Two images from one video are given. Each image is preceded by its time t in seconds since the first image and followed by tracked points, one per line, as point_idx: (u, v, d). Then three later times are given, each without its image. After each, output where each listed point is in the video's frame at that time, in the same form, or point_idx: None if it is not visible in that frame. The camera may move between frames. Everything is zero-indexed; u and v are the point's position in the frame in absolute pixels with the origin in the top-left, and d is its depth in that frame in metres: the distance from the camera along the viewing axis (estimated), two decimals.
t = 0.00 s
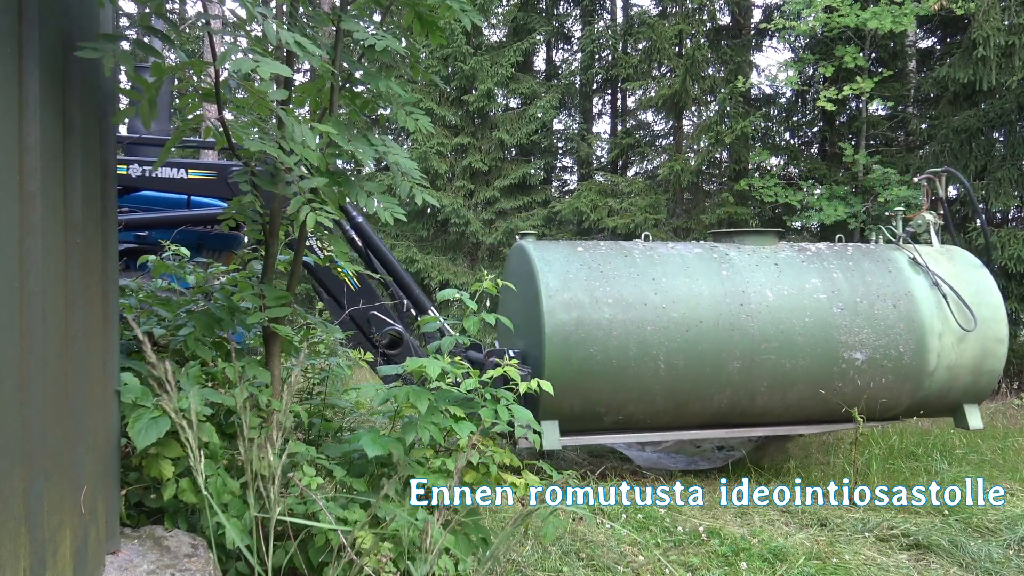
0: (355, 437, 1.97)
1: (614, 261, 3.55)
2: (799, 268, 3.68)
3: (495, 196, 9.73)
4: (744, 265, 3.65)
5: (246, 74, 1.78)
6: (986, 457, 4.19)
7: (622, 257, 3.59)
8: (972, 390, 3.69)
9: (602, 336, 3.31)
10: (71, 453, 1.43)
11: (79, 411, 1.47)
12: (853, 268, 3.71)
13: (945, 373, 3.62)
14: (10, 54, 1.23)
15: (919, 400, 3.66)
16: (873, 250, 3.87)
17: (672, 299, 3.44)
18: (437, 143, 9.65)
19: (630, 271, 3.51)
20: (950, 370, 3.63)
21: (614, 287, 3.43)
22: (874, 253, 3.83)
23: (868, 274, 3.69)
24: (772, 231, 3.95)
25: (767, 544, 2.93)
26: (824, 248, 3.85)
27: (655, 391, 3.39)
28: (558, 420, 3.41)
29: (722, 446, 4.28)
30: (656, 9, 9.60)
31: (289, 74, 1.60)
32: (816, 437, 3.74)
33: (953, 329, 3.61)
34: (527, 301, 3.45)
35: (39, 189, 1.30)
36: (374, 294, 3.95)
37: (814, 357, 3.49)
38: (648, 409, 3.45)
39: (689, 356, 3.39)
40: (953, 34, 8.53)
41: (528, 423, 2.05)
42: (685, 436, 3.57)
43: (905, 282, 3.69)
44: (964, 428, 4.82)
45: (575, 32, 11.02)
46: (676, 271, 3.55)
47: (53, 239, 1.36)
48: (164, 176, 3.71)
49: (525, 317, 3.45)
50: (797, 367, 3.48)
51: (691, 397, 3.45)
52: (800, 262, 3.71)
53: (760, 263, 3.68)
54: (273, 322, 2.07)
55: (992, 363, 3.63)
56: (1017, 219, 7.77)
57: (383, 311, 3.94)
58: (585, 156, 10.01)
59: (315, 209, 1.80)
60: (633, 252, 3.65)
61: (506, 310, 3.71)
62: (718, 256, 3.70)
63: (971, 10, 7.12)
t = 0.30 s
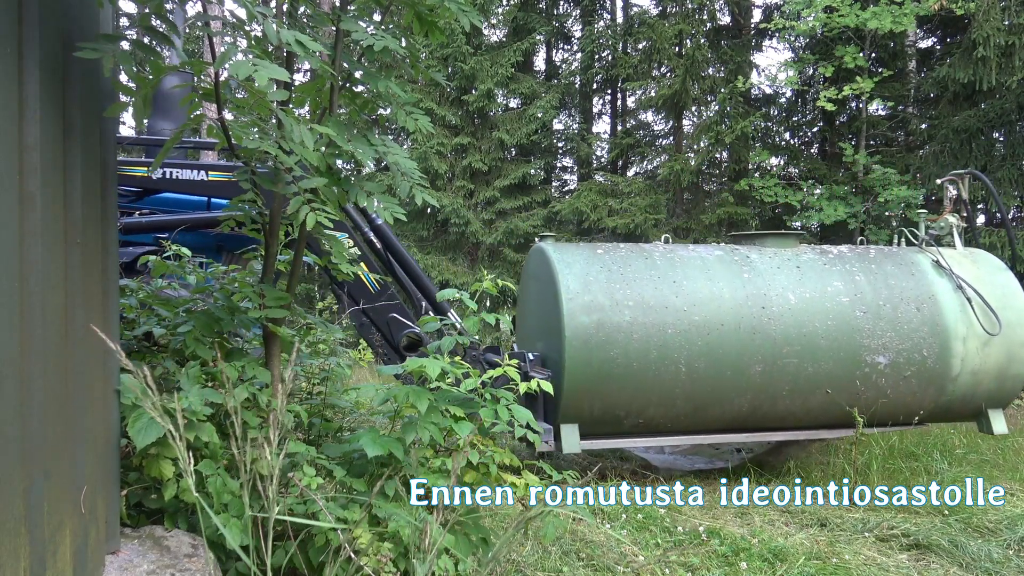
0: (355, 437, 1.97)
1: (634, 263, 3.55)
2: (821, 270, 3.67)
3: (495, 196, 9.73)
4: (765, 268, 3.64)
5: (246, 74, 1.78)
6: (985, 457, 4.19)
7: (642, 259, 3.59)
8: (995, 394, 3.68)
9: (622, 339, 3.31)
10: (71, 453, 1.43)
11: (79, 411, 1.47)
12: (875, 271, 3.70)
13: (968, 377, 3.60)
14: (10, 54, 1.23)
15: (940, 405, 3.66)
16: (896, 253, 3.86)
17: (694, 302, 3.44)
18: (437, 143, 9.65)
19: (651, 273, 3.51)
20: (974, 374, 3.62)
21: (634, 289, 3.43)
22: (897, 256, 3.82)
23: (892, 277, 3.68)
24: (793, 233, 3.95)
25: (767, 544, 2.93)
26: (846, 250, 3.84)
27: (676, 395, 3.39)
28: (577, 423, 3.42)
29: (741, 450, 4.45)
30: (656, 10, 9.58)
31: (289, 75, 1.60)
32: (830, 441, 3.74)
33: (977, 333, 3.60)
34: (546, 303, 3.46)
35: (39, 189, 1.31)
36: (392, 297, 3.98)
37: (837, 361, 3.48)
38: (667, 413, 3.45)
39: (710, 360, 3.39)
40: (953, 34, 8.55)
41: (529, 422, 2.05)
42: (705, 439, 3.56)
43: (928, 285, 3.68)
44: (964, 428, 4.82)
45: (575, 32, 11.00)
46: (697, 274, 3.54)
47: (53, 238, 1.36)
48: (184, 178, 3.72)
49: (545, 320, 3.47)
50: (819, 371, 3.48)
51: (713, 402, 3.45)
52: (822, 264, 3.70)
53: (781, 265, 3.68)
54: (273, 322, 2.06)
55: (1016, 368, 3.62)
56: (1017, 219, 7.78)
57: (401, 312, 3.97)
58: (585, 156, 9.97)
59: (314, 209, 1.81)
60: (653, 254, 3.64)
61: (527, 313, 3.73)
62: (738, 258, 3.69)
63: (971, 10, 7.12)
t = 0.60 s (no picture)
0: (355, 437, 1.97)
1: (653, 265, 3.56)
2: (842, 273, 3.67)
3: (495, 196, 9.73)
4: (786, 270, 3.64)
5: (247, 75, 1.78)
6: (986, 457, 4.19)
7: (662, 261, 3.59)
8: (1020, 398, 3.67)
9: (642, 342, 3.32)
10: (71, 453, 1.43)
11: (80, 411, 1.47)
12: (898, 274, 3.70)
13: (992, 381, 3.60)
14: (10, 54, 1.23)
15: (960, 409, 3.66)
16: (918, 255, 3.86)
17: (715, 305, 3.44)
18: (437, 143, 9.66)
19: (671, 276, 3.51)
20: (997, 378, 3.61)
21: (654, 291, 3.43)
22: (920, 259, 3.82)
23: (915, 280, 3.68)
24: (814, 236, 3.94)
25: (767, 544, 2.93)
26: (867, 252, 3.84)
27: (696, 398, 3.39)
28: (596, 426, 3.43)
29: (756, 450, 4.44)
30: (656, 9, 9.54)
31: (289, 75, 1.60)
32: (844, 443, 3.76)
33: (1002, 336, 3.59)
34: (566, 306, 3.47)
35: (39, 189, 1.31)
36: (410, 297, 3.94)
37: (859, 364, 3.48)
38: (688, 416, 3.45)
39: (731, 363, 3.39)
40: (953, 34, 8.56)
41: (528, 423, 2.05)
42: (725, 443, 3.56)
43: (951, 288, 3.68)
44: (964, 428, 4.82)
45: (575, 32, 10.97)
46: (718, 276, 3.54)
47: (53, 238, 1.36)
48: (204, 180, 3.78)
49: (564, 323, 3.49)
50: (841, 375, 3.48)
51: (734, 405, 3.45)
52: (843, 267, 3.70)
53: (803, 268, 3.68)
54: (273, 323, 2.07)
55: None
56: (1017, 219, 7.78)
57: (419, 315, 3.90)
58: (585, 156, 9.94)
59: (314, 209, 1.81)
60: (673, 256, 3.64)
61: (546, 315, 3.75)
62: (759, 260, 3.69)
63: (970, 10, 7.12)
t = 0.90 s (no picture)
0: (355, 437, 1.97)
1: (674, 267, 3.56)
2: (865, 275, 3.67)
3: (495, 196, 9.72)
4: (808, 273, 3.64)
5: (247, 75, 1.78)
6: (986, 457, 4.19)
7: (683, 263, 3.60)
8: None
9: (663, 345, 3.33)
10: (71, 453, 1.43)
11: (80, 411, 1.47)
12: (922, 277, 3.69)
13: (1016, 385, 3.60)
14: (10, 54, 1.23)
15: (979, 414, 3.65)
16: (941, 257, 3.86)
17: (737, 307, 3.44)
18: (437, 143, 9.66)
19: (692, 278, 3.52)
20: (1022, 383, 3.61)
21: (675, 294, 3.44)
22: (943, 261, 3.81)
23: (938, 283, 3.68)
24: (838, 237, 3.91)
25: (767, 544, 2.93)
26: (890, 254, 3.84)
27: (718, 401, 3.40)
28: (616, 429, 3.45)
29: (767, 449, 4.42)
30: (656, 9, 9.53)
31: (288, 75, 1.60)
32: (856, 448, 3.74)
33: None
34: (586, 308, 3.49)
35: (39, 189, 1.31)
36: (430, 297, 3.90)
37: (882, 368, 3.48)
38: (709, 420, 3.45)
39: (754, 366, 3.39)
40: (953, 34, 8.56)
41: (529, 423, 2.05)
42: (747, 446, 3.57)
43: (975, 291, 3.68)
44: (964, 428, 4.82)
45: (575, 32, 10.95)
46: (739, 279, 3.55)
47: (53, 239, 1.36)
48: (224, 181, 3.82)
49: (583, 325, 3.50)
50: (864, 378, 3.48)
51: (757, 408, 3.45)
52: (866, 269, 3.70)
53: (825, 270, 3.68)
54: (273, 323, 2.07)
55: None
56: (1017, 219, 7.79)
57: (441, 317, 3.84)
58: (585, 155, 9.92)
59: (314, 210, 1.82)
60: (694, 259, 3.65)
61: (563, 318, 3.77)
62: (781, 262, 3.69)
63: (971, 10, 7.13)
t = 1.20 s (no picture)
0: (355, 437, 1.98)
1: (695, 270, 3.57)
2: (889, 279, 3.67)
3: (495, 196, 9.72)
4: (831, 276, 3.64)
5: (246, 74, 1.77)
6: (986, 457, 4.18)
7: (704, 266, 3.60)
8: None
9: (685, 349, 3.33)
10: (71, 453, 1.43)
11: (80, 411, 1.47)
12: (946, 281, 3.69)
13: None
14: (10, 54, 1.23)
15: (992, 420, 3.65)
16: (965, 261, 3.85)
17: (759, 311, 3.44)
18: (437, 143, 9.66)
19: (713, 281, 3.52)
20: None
21: (696, 298, 3.44)
22: (968, 265, 3.81)
23: (963, 287, 3.67)
24: (860, 241, 3.94)
25: (767, 544, 2.93)
26: (914, 258, 3.83)
27: (740, 406, 3.39)
28: (635, 434, 3.45)
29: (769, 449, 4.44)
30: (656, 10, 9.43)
31: (288, 75, 1.60)
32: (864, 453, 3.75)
33: None
34: (606, 311, 3.49)
35: (39, 189, 1.31)
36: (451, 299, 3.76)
37: (906, 373, 3.47)
38: (730, 424, 3.45)
39: (776, 370, 3.39)
40: (953, 34, 8.57)
41: (529, 423, 2.05)
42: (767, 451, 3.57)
43: (1000, 295, 3.67)
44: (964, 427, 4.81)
45: (575, 32, 10.92)
46: (762, 282, 3.55)
47: (53, 240, 1.36)
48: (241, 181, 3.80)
49: (603, 329, 3.51)
50: (888, 383, 3.47)
51: (779, 413, 3.44)
52: (889, 273, 3.69)
53: (847, 274, 3.67)
54: (273, 323, 2.07)
55: None
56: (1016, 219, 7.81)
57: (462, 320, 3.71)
58: (585, 155, 9.89)
59: (315, 211, 1.82)
60: (714, 262, 3.66)
61: (584, 321, 3.78)
62: (803, 266, 3.69)
63: (970, 10, 7.13)
